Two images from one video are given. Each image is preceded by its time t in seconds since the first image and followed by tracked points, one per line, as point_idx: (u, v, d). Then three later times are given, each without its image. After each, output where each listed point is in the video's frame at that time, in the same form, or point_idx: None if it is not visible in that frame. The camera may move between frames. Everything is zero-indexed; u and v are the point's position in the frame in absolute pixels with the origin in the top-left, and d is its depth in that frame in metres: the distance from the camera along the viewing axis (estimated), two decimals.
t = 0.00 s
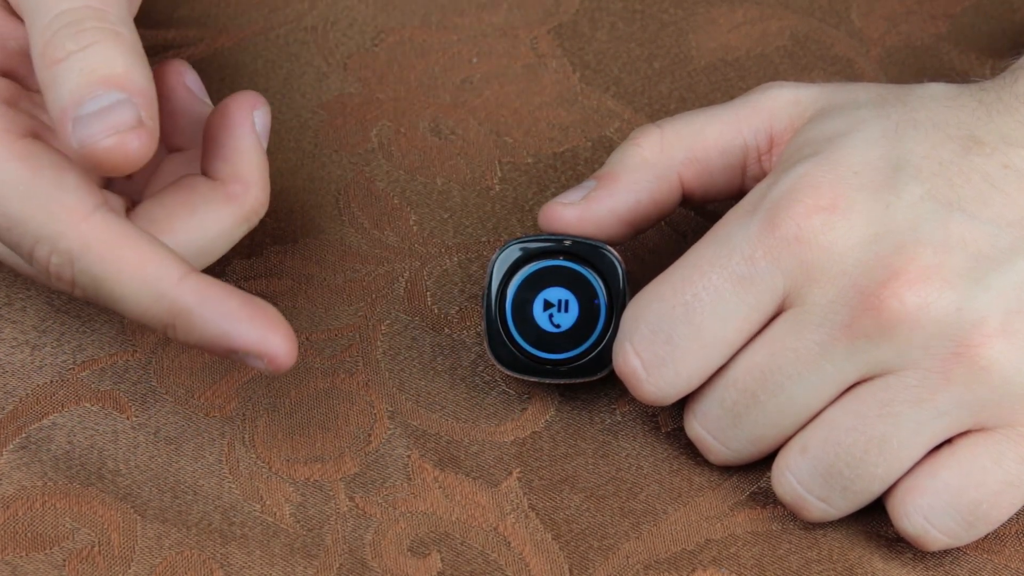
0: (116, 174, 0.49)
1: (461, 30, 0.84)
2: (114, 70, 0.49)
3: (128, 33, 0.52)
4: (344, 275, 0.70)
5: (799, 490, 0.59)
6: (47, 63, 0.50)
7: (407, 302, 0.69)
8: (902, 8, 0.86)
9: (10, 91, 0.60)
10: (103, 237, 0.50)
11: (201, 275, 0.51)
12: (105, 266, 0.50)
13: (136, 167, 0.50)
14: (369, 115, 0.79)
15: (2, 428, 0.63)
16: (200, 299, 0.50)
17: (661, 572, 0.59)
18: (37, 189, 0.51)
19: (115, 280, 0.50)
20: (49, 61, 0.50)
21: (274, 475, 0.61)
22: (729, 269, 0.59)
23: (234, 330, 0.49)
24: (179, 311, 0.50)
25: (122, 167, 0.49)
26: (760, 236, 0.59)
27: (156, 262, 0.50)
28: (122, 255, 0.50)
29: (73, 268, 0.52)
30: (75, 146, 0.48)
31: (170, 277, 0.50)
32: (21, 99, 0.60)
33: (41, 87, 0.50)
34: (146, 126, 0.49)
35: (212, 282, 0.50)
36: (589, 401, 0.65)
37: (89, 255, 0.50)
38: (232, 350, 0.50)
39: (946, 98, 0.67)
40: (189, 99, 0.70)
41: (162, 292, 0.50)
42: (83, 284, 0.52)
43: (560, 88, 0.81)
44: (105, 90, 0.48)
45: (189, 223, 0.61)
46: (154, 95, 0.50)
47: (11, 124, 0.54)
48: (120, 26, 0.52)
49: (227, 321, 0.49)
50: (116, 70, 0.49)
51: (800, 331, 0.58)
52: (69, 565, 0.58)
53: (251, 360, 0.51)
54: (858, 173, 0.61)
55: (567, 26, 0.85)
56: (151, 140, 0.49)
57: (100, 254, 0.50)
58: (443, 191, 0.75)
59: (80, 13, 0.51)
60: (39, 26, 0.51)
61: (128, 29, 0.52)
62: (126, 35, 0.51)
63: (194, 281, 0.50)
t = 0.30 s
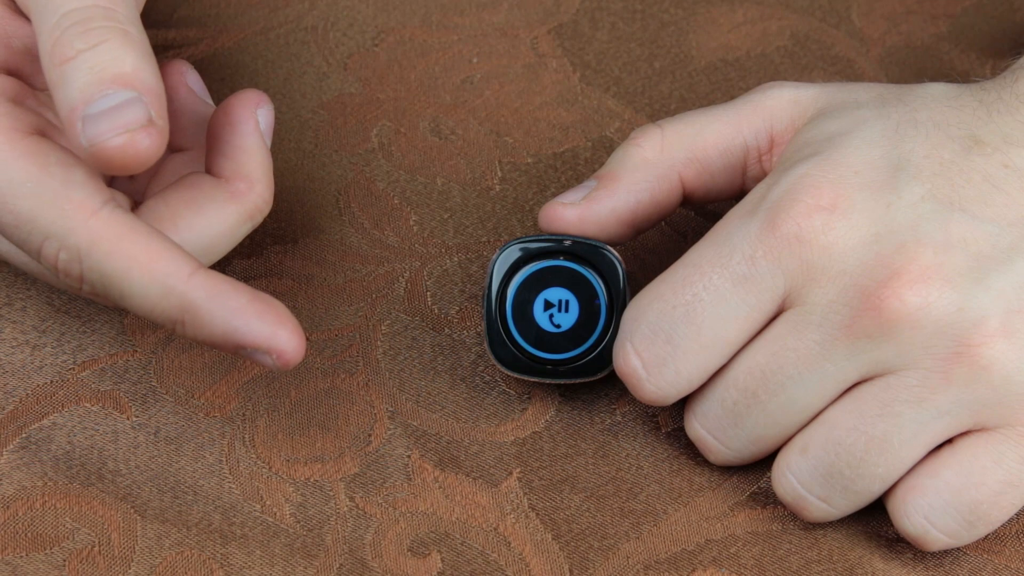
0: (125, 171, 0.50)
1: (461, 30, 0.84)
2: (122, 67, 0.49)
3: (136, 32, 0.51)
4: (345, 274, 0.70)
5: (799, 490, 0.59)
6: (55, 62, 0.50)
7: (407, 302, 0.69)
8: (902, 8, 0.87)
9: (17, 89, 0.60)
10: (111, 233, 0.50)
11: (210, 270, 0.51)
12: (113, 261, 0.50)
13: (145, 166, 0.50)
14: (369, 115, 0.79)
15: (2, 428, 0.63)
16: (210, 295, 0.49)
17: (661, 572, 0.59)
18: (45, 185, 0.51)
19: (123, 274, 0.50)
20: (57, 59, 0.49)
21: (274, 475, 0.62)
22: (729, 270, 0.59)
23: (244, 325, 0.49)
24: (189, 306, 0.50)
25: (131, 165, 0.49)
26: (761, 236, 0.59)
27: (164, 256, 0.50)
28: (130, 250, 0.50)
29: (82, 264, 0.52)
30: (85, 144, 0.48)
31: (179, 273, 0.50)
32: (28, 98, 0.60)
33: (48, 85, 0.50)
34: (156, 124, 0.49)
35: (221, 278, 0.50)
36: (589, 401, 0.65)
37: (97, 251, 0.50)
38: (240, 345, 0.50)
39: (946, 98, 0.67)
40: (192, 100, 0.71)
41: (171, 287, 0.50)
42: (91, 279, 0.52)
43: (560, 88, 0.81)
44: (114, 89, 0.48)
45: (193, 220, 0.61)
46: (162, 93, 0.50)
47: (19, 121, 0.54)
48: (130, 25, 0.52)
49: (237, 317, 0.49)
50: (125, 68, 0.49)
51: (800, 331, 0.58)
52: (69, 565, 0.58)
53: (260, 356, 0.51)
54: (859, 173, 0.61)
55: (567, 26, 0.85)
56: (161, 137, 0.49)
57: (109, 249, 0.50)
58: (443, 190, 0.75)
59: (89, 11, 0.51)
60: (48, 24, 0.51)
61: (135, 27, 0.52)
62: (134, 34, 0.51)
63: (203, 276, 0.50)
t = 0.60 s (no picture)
0: (145, 171, 0.50)
1: (461, 31, 0.84)
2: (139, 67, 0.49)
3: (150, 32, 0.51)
4: (345, 274, 0.70)
5: (799, 490, 0.59)
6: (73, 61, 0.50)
7: (407, 301, 0.69)
8: (902, 8, 0.87)
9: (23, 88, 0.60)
10: (117, 230, 0.50)
11: (216, 266, 0.51)
12: (120, 258, 0.50)
13: (165, 165, 0.50)
14: (369, 115, 0.79)
15: (2, 427, 0.63)
16: (217, 292, 0.50)
17: (661, 571, 0.59)
18: (52, 182, 0.51)
19: (130, 271, 0.50)
20: (74, 58, 0.50)
21: (274, 475, 0.62)
22: (729, 269, 0.59)
23: (251, 322, 0.49)
24: (196, 302, 0.50)
25: (150, 164, 0.49)
26: (760, 235, 0.59)
27: (171, 253, 0.50)
28: (137, 247, 0.50)
29: (88, 261, 0.52)
30: (105, 144, 0.48)
31: (187, 270, 0.50)
32: (33, 97, 0.60)
33: (64, 83, 0.50)
34: (175, 124, 0.49)
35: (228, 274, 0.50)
36: (589, 401, 0.66)
37: (104, 248, 0.50)
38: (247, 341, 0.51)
39: (946, 98, 0.67)
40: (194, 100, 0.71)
41: (178, 284, 0.50)
42: (97, 276, 0.52)
43: (560, 88, 0.81)
44: (133, 89, 0.49)
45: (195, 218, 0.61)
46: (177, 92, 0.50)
47: (25, 119, 0.54)
48: (145, 23, 0.51)
49: (244, 314, 0.49)
50: (143, 68, 0.49)
51: (800, 330, 0.58)
52: (69, 565, 0.58)
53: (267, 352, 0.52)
54: (858, 172, 0.61)
55: (567, 26, 0.85)
56: (180, 137, 0.49)
57: (115, 246, 0.50)
58: (443, 190, 0.75)
59: (104, 9, 0.51)
60: (63, 22, 0.51)
61: (149, 26, 0.52)
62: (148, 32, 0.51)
63: (212, 272, 0.50)
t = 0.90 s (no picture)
0: (153, 171, 0.50)
1: (461, 31, 0.84)
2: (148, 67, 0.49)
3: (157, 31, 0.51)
4: (345, 274, 0.70)
5: (799, 490, 0.59)
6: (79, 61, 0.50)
7: (407, 302, 0.69)
8: (902, 8, 0.87)
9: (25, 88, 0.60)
10: (120, 229, 0.50)
11: (219, 266, 0.51)
12: (124, 257, 0.50)
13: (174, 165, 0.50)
14: (370, 115, 0.79)
15: (2, 427, 0.63)
16: (220, 291, 0.50)
17: (661, 572, 0.59)
18: (55, 182, 0.51)
19: (133, 270, 0.50)
20: (81, 57, 0.50)
21: (274, 475, 0.62)
22: (729, 269, 0.59)
23: (254, 321, 0.50)
24: (200, 303, 0.50)
25: (160, 164, 0.49)
26: (760, 236, 0.59)
27: (174, 252, 0.50)
28: (140, 246, 0.50)
29: (92, 260, 0.52)
30: (114, 144, 0.48)
31: (191, 269, 0.50)
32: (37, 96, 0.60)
33: (70, 82, 0.50)
34: (184, 124, 0.49)
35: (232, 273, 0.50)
36: (589, 401, 0.66)
37: (108, 247, 0.50)
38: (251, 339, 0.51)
39: (947, 98, 0.67)
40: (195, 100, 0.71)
41: (181, 283, 0.50)
42: (101, 275, 0.52)
43: (560, 88, 0.81)
44: (141, 89, 0.49)
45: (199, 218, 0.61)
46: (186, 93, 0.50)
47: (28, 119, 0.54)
48: (152, 23, 0.52)
49: (247, 312, 0.50)
50: (151, 68, 0.49)
51: (800, 330, 0.58)
52: (69, 565, 0.58)
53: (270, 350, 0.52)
54: (858, 173, 0.61)
55: (567, 26, 0.85)
56: (188, 137, 0.49)
57: (118, 246, 0.50)
58: (443, 190, 0.75)
59: (111, 9, 0.51)
60: (70, 23, 0.51)
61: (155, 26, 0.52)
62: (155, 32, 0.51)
63: (215, 271, 0.50)
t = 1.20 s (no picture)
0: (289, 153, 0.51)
1: (461, 30, 0.84)
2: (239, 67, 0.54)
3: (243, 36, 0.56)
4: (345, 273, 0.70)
5: (799, 489, 0.59)
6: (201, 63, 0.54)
7: (407, 301, 0.69)
8: (902, 8, 0.87)
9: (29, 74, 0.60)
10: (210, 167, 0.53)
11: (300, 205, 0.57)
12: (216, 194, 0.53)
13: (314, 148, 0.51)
14: (370, 114, 0.79)
15: (2, 427, 0.63)
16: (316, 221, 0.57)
17: (661, 571, 0.59)
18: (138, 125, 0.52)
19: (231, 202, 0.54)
20: (188, 63, 0.54)
21: (274, 474, 0.62)
22: (729, 269, 0.59)
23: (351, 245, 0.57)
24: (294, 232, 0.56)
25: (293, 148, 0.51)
26: (760, 235, 0.59)
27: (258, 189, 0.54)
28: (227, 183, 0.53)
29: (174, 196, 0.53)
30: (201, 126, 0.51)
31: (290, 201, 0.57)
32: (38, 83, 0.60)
33: (171, 88, 0.55)
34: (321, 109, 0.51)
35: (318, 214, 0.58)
36: (589, 401, 0.66)
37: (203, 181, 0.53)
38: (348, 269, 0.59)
39: (946, 97, 0.67)
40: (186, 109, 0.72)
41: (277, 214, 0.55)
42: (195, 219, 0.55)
43: (560, 88, 0.81)
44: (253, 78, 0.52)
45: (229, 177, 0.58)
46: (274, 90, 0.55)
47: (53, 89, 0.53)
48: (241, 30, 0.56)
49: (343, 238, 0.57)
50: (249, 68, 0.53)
51: (799, 330, 0.58)
52: (69, 565, 0.58)
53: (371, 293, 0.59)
54: (858, 172, 0.61)
55: (567, 26, 0.85)
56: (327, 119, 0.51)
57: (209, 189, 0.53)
58: (443, 190, 0.75)
59: (194, 12, 0.55)
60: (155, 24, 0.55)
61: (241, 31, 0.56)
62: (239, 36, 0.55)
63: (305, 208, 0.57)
